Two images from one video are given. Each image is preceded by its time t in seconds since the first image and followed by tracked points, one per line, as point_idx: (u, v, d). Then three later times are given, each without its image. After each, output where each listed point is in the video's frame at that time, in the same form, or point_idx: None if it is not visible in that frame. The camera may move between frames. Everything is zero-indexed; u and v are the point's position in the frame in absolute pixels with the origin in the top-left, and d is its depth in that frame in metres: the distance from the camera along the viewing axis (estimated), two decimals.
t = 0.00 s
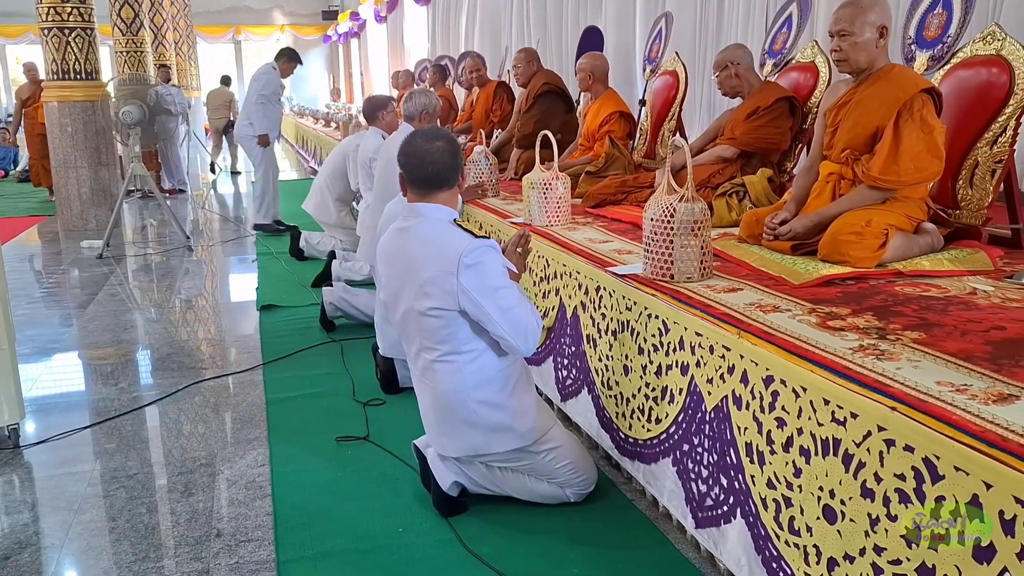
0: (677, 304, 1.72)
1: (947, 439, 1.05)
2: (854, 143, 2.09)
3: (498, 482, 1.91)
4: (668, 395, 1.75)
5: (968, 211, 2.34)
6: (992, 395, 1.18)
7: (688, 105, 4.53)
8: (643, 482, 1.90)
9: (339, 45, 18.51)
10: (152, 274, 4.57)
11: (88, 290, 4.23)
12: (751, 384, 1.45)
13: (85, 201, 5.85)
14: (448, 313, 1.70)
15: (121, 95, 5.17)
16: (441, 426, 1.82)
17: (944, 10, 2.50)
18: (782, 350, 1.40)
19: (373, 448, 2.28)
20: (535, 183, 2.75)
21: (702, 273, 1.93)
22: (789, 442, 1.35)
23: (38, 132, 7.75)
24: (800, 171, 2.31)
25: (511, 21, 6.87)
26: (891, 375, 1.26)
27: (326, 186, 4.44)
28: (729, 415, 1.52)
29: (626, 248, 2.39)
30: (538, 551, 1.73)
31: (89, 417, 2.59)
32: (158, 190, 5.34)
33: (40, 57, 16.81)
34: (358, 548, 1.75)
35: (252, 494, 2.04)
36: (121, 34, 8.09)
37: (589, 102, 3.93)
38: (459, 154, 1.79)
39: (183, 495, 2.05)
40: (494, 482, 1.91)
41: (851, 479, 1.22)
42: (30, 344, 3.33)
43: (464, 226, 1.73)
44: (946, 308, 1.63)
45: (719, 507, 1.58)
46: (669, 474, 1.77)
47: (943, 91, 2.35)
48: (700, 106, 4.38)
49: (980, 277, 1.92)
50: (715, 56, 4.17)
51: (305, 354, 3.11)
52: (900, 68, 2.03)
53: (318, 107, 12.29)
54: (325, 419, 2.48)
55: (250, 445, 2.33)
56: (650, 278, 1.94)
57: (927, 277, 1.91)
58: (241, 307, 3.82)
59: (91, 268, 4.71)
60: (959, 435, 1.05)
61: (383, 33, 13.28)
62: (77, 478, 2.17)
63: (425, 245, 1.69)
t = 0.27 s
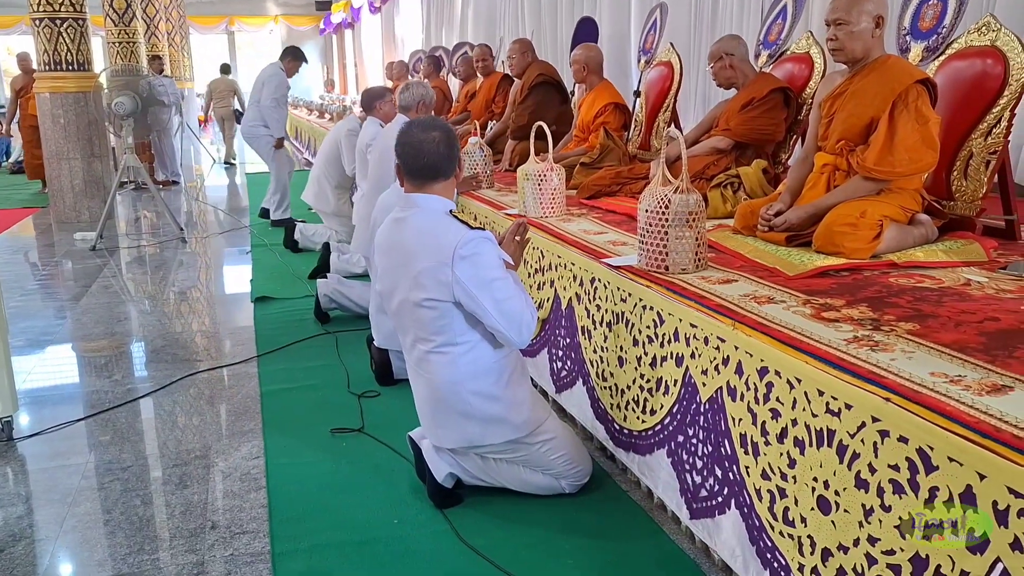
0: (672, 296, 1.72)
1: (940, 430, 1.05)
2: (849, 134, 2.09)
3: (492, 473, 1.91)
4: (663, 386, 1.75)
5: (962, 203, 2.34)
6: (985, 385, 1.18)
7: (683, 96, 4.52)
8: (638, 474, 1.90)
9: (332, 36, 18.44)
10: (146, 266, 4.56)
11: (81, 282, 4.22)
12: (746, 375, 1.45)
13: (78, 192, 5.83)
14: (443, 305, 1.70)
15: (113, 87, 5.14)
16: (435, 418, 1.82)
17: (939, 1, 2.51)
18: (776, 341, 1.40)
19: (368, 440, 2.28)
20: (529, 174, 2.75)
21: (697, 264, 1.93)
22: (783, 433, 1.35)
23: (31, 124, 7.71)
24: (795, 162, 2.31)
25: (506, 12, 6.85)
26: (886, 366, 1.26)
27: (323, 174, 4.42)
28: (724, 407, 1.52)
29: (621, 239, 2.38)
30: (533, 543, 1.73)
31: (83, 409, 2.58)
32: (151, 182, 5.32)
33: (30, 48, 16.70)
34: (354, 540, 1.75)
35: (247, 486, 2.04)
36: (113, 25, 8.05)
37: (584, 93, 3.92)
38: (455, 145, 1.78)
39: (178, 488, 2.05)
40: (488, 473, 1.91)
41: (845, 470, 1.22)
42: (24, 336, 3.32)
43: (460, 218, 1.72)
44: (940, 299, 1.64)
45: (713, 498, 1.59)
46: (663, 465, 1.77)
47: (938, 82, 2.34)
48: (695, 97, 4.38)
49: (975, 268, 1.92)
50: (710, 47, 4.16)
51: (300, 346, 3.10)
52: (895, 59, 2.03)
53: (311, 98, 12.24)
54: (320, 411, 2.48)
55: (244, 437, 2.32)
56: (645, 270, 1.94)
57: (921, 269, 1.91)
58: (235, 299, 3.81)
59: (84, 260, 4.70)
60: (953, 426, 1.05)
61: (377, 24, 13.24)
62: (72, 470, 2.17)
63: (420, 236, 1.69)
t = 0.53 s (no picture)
0: (667, 288, 1.72)
1: (933, 422, 1.05)
2: (844, 126, 2.09)
3: (487, 466, 1.91)
4: (657, 378, 1.75)
5: (956, 194, 2.34)
6: (978, 377, 1.18)
7: (678, 88, 4.52)
8: (633, 466, 1.90)
9: (327, 28, 18.38)
10: (140, 259, 4.54)
11: (75, 275, 4.20)
12: (740, 367, 1.45)
13: (71, 185, 5.81)
14: (440, 297, 1.70)
15: (106, 79, 5.10)
16: (430, 409, 1.82)
17: None
18: (771, 333, 1.41)
19: (363, 432, 2.28)
20: (524, 166, 2.74)
21: (692, 256, 1.93)
22: (777, 425, 1.36)
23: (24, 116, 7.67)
24: (790, 154, 2.31)
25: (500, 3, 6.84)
26: (879, 358, 1.27)
27: (320, 164, 4.41)
28: (719, 398, 1.52)
29: (616, 232, 2.38)
30: (528, 535, 1.73)
31: (77, 403, 2.57)
32: (145, 175, 5.30)
33: (23, 40, 16.61)
34: (349, 533, 1.75)
35: (242, 479, 2.04)
36: (106, 16, 8.00)
37: (579, 85, 3.91)
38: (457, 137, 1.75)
39: (172, 480, 2.05)
40: (483, 465, 1.92)
41: (838, 461, 1.22)
42: (17, 329, 3.31)
43: (459, 210, 1.71)
44: (934, 291, 1.64)
45: (708, 490, 1.59)
46: (658, 457, 1.78)
47: (933, 74, 2.35)
48: (691, 89, 4.37)
49: (968, 260, 1.92)
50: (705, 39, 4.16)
51: (295, 338, 3.10)
52: (891, 51, 2.02)
53: (306, 90, 12.20)
54: (314, 404, 2.48)
55: (239, 430, 2.32)
56: (640, 262, 1.94)
57: (915, 261, 1.91)
58: (230, 292, 3.80)
59: (78, 253, 4.68)
60: (946, 418, 1.05)
61: (371, 15, 13.20)
62: (65, 464, 2.16)
63: (418, 228, 1.69)
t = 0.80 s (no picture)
0: (664, 282, 1.72)
1: (929, 416, 1.06)
2: (839, 120, 2.10)
3: (483, 460, 1.92)
4: (653, 372, 1.75)
5: (951, 188, 2.35)
6: (973, 371, 1.19)
7: (674, 81, 4.52)
8: (629, 459, 1.91)
9: (322, 22, 18.33)
10: (135, 253, 4.53)
11: (70, 269, 4.19)
12: (736, 361, 1.46)
13: (66, 179, 5.79)
14: (440, 290, 1.70)
15: (100, 72, 5.08)
16: (427, 403, 1.82)
17: None
18: (767, 327, 1.41)
19: (359, 427, 2.28)
20: (520, 160, 2.74)
21: (688, 251, 1.94)
22: (773, 419, 1.36)
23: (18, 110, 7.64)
24: (785, 148, 2.31)
25: None
26: (875, 352, 1.27)
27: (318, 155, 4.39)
28: (715, 393, 1.53)
29: (612, 226, 2.39)
30: (525, 529, 1.74)
31: (73, 398, 2.57)
32: (140, 169, 5.29)
33: (16, 33, 16.53)
34: (346, 527, 1.75)
35: (238, 473, 2.04)
36: (100, 10, 7.97)
37: (575, 79, 3.91)
38: (469, 132, 1.77)
39: (169, 475, 2.05)
40: (479, 460, 1.92)
41: (834, 456, 1.23)
42: (12, 324, 3.30)
43: (464, 204, 1.72)
44: (929, 285, 1.64)
45: (704, 484, 1.60)
46: (654, 451, 1.78)
47: (928, 68, 2.35)
48: (687, 84, 4.38)
49: (963, 254, 1.93)
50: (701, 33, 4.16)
51: (291, 333, 3.10)
52: (886, 45, 2.02)
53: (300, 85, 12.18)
54: (311, 398, 2.48)
55: (235, 425, 2.32)
56: (636, 256, 1.94)
57: (911, 254, 1.92)
58: (225, 286, 3.80)
59: (73, 248, 4.67)
60: (942, 412, 1.05)
61: (366, 9, 13.17)
62: (62, 458, 2.16)
63: (421, 220, 1.69)
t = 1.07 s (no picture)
0: (661, 278, 1.72)
1: (926, 411, 1.06)
2: (836, 116, 2.10)
3: (481, 455, 1.92)
4: (650, 367, 1.75)
5: (948, 183, 2.35)
6: (970, 366, 1.19)
7: (671, 77, 4.51)
8: (626, 455, 1.91)
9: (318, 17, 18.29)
10: (131, 249, 4.52)
11: (65, 266, 4.18)
12: (733, 356, 1.46)
13: (61, 175, 5.78)
14: (443, 282, 1.69)
15: (96, 68, 5.07)
16: (426, 397, 1.82)
17: None
18: (765, 323, 1.41)
19: (356, 422, 2.28)
20: (517, 156, 2.74)
21: (684, 246, 1.94)
22: (770, 414, 1.36)
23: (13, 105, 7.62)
24: (782, 143, 2.31)
25: None
26: (871, 347, 1.27)
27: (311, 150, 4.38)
28: (712, 388, 1.53)
29: (609, 222, 2.38)
30: (522, 524, 1.74)
31: (69, 394, 2.57)
32: (135, 165, 5.28)
33: (12, 29, 16.47)
34: (343, 523, 1.75)
35: (235, 469, 2.04)
36: (95, 5, 7.95)
37: (571, 74, 3.91)
38: (480, 127, 1.77)
39: (166, 471, 2.05)
40: (477, 455, 1.92)
41: (831, 450, 1.23)
42: (8, 320, 3.30)
43: (471, 197, 1.72)
44: (926, 280, 1.65)
45: (701, 479, 1.60)
46: (651, 447, 1.79)
47: (925, 63, 2.35)
48: (684, 80, 4.37)
49: (960, 249, 1.93)
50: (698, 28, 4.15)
51: (288, 329, 3.10)
52: (883, 41, 2.02)
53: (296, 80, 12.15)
54: (308, 394, 2.48)
55: (232, 421, 2.32)
56: (633, 252, 1.94)
57: (907, 250, 1.92)
58: (222, 282, 3.79)
59: (69, 244, 4.66)
60: (939, 407, 1.06)
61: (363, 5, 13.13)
62: (58, 455, 2.16)
63: (426, 212, 1.68)
